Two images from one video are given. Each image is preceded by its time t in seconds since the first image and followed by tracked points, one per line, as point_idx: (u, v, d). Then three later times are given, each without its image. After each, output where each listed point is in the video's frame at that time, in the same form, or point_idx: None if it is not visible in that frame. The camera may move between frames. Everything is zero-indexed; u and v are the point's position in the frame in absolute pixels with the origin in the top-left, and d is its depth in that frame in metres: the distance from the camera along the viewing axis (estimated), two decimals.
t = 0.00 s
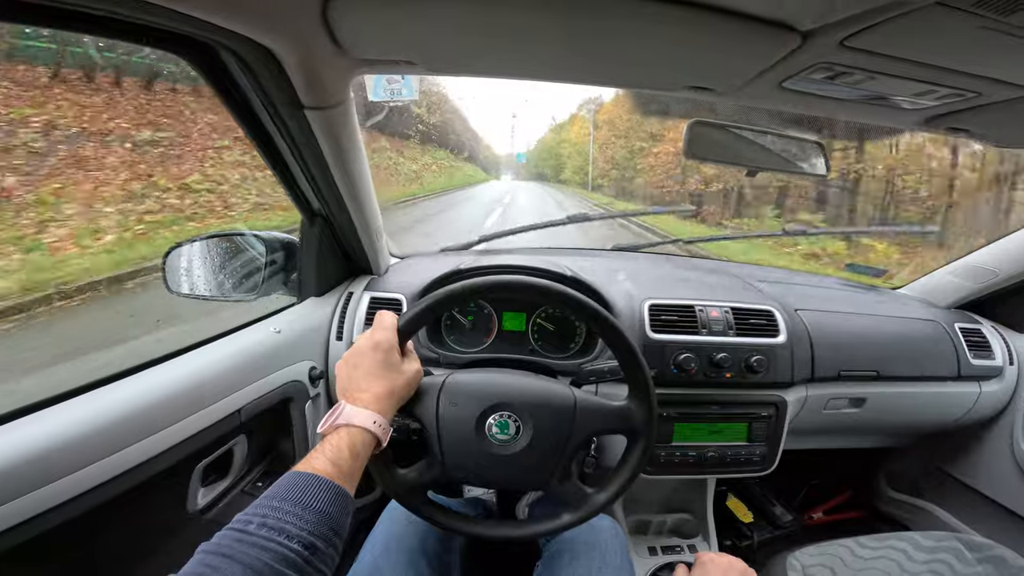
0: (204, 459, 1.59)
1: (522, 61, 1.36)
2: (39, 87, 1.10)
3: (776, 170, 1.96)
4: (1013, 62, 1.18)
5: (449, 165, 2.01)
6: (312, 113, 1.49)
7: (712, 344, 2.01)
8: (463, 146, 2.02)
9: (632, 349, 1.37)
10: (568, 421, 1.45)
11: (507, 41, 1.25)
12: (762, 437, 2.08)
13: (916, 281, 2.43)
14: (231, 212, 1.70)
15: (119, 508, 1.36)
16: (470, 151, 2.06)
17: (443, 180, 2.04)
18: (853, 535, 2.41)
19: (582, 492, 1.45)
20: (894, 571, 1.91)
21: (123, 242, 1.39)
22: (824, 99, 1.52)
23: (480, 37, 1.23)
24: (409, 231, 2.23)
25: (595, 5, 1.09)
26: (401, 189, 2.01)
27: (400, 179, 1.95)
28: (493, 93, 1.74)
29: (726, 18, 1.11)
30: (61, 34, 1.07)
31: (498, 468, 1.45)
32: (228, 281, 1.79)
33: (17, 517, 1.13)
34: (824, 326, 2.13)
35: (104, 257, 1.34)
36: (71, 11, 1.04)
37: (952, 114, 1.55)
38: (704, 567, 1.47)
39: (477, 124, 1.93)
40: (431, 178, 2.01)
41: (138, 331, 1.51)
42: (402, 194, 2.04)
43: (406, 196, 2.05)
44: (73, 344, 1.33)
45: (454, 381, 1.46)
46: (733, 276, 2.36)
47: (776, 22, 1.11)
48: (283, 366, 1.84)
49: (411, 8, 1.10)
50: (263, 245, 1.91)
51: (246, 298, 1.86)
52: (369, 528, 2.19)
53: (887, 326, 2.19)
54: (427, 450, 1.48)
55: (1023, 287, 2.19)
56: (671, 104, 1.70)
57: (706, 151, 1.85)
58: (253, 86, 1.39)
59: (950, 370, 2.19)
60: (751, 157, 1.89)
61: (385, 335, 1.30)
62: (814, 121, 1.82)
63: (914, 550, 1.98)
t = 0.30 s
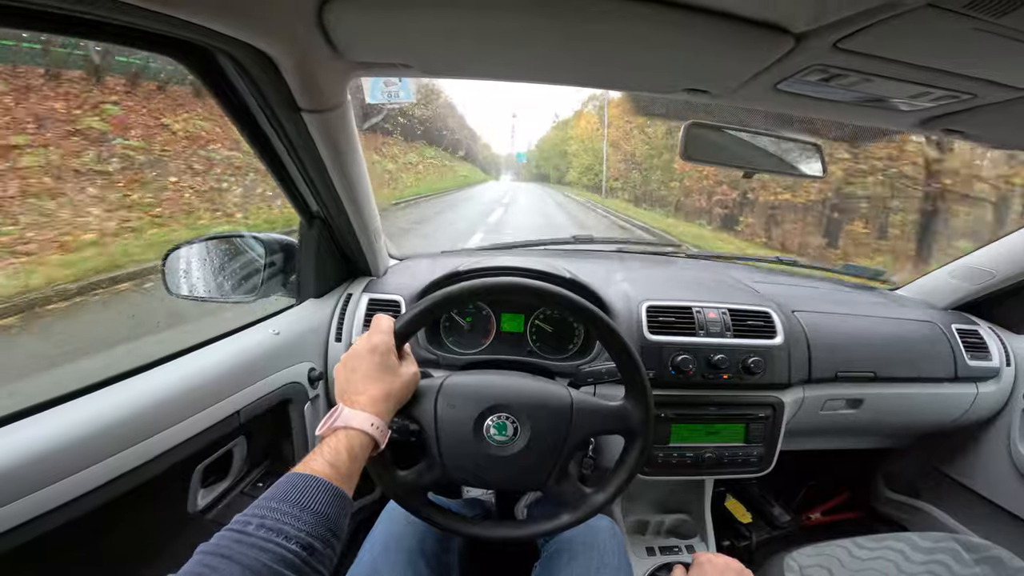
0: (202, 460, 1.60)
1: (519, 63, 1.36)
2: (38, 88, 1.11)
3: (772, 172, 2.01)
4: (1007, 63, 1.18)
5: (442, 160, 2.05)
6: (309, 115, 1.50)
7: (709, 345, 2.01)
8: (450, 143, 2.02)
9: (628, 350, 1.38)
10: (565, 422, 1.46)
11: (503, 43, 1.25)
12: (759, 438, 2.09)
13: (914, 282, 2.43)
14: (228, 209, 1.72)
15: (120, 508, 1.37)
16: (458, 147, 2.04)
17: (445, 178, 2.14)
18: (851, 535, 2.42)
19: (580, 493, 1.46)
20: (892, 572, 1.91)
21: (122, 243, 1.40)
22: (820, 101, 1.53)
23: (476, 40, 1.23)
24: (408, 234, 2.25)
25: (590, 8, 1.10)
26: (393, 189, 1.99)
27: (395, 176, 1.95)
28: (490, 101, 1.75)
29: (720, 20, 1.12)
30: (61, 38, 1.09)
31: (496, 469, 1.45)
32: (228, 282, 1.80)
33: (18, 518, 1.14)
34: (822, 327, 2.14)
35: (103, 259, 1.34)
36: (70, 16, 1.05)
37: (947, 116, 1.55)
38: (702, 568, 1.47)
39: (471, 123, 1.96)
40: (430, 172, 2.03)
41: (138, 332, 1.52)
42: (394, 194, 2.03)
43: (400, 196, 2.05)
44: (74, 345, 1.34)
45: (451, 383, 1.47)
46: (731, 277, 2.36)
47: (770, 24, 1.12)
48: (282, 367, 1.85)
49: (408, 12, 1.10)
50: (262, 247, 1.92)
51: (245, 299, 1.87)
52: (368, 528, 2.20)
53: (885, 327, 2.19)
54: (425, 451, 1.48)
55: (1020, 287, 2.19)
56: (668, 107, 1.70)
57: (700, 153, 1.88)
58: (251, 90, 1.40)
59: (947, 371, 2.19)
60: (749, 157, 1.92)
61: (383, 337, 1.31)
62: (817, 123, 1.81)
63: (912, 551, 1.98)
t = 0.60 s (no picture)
0: (202, 460, 1.61)
1: (517, 66, 1.37)
2: (40, 90, 1.11)
3: (774, 176, 2.01)
4: (1000, 67, 1.19)
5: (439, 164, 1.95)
6: (310, 118, 1.51)
7: (706, 346, 2.02)
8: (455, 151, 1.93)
9: (626, 351, 1.39)
10: (562, 422, 1.47)
11: (502, 46, 1.26)
12: (756, 438, 2.09)
13: (910, 283, 2.45)
14: (229, 211, 1.73)
15: (119, 508, 1.38)
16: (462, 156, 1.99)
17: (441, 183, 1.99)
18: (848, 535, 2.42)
19: (577, 493, 1.47)
20: (888, 572, 1.92)
21: (122, 245, 1.41)
22: (816, 103, 1.54)
23: (475, 43, 1.24)
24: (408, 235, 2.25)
25: (587, 11, 1.11)
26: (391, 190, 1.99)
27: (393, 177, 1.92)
28: (490, 107, 1.76)
29: (716, 24, 1.13)
30: (61, 41, 1.09)
31: (493, 469, 1.46)
32: (227, 283, 1.82)
33: (16, 519, 1.14)
34: (819, 328, 2.15)
35: (103, 259, 1.35)
36: (71, 20, 1.06)
37: (943, 118, 1.56)
38: (698, 567, 1.48)
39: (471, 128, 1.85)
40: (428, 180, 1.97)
41: (138, 333, 1.53)
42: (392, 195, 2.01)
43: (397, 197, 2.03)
44: (74, 346, 1.35)
45: (450, 383, 1.48)
46: (729, 279, 2.38)
47: (765, 28, 1.13)
48: (281, 368, 1.86)
49: (407, 15, 1.11)
50: (262, 248, 1.94)
51: (245, 300, 1.89)
52: (367, 528, 2.21)
53: (881, 328, 2.20)
54: (424, 451, 1.49)
55: (1016, 288, 2.20)
56: (665, 109, 1.71)
57: (698, 155, 1.89)
58: (251, 92, 1.40)
59: (943, 372, 2.20)
60: (744, 160, 1.93)
61: (381, 338, 1.32)
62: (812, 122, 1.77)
63: (908, 551, 1.99)
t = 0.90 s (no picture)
0: (201, 460, 1.60)
1: (518, 65, 1.37)
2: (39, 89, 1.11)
3: (772, 175, 2.02)
4: (1002, 67, 1.19)
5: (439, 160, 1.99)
6: (310, 117, 1.50)
7: (707, 346, 2.02)
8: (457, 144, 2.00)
9: (627, 352, 1.39)
10: (563, 423, 1.46)
11: (503, 46, 1.26)
12: (756, 439, 2.09)
13: (910, 283, 2.46)
14: (230, 213, 1.72)
15: (117, 508, 1.37)
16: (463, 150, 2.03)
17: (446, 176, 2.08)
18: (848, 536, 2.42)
19: (577, 493, 1.47)
20: (888, 572, 1.92)
21: (122, 244, 1.41)
22: (817, 103, 1.53)
23: (476, 42, 1.24)
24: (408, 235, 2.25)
25: (589, 11, 1.11)
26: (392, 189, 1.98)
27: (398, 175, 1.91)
28: (490, 107, 1.76)
29: (718, 24, 1.13)
30: (60, 39, 1.09)
31: (494, 469, 1.46)
32: (227, 283, 1.81)
33: (13, 520, 1.13)
34: (818, 328, 2.15)
35: (102, 258, 1.35)
36: (70, 19, 1.05)
37: (944, 119, 1.56)
38: (699, 568, 1.48)
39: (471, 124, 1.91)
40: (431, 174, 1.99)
41: (137, 333, 1.52)
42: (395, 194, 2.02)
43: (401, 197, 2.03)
44: (74, 346, 1.34)
45: (450, 383, 1.47)
46: (729, 279, 2.38)
47: (767, 27, 1.12)
48: (280, 367, 1.85)
49: (408, 14, 1.11)
50: (261, 248, 1.94)
51: (245, 299, 1.88)
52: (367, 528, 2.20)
53: (881, 328, 2.20)
54: (424, 451, 1.48)
55: (1016, 289, 2.20)
56: (665, 109, 1.70)
57: (698, 155, 1.89)
58: (251, 91, 1.40)
59: (943, 373, 2.20)
60: (744, 160, 1.93)
61: (382, 338, 1.32)
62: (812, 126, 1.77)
63: (908, 552, 1.99)
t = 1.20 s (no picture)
0: (198, 460, 1.60)
1: (513, 65, 1.37)
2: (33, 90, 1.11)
3: (770, 175, 1.98)
4: (996, 64, 1.19)
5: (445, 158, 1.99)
6: (306, 118, 1.51)
7: (704, 346, 2.02)
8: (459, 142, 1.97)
9: (622, 351, 1.38)
10: (559, 422, 1.46)
11: (497, 46, 1.26)
12: (754, 439, 2.09)
13: (908, 283, 2.46)
14: (227, 212, 1.73)
15: (113, 508, 1.37)
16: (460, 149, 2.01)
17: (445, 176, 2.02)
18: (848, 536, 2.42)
19: (574, 493, 1.47)
20: (886, 572, 1.92)
21: (119, 244, 1.41)
22: (813, 102, 1.53)
23: (470, 42, 1.24)
24: (405, 236, 2.26)
25: (582, 10, 1.11)
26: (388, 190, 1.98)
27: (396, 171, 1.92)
28: (488, 106, 1.76)
29: (711, 23, 1.13)
30: (55, 41, 1.09)
31: (490, 469, 1.46)
32: (224, 283, 1.82)
33: (5, 522, 1.13)
34: (816, 328, 2.15)
35: (99, 259, 1.35)
36: (65, 21, 1.06)
37: (940, 117, 1.56)
38: (697, 568, 1.48)
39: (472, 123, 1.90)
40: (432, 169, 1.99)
41: (134, 334, 1.52)
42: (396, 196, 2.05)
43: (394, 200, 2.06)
44: (70, 347, 1.35)
45: (446, 383, 1.47)
46: (727, 279, 2.37)
47: (761, 26, 1.13)
48: (278, 368, 1.85)
49: (401, 14, 1.11)
50: (258, 249, 1.94)
51: (243, 300, 1.89)
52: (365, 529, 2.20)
53: (879, 328, 2.20)
54: (420, 451, 1.49)
55: (1015, 288, 2.19)
56: (660, 108, 1.70)
57: (693, 153, 1.87)
58: (246, 93, 1.40)
59: (941, 372, 2.20)
60: (740, 160, 1.92)
61: (378, 338, 1.32)
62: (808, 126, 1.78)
63: (907, 552, 1.98)
